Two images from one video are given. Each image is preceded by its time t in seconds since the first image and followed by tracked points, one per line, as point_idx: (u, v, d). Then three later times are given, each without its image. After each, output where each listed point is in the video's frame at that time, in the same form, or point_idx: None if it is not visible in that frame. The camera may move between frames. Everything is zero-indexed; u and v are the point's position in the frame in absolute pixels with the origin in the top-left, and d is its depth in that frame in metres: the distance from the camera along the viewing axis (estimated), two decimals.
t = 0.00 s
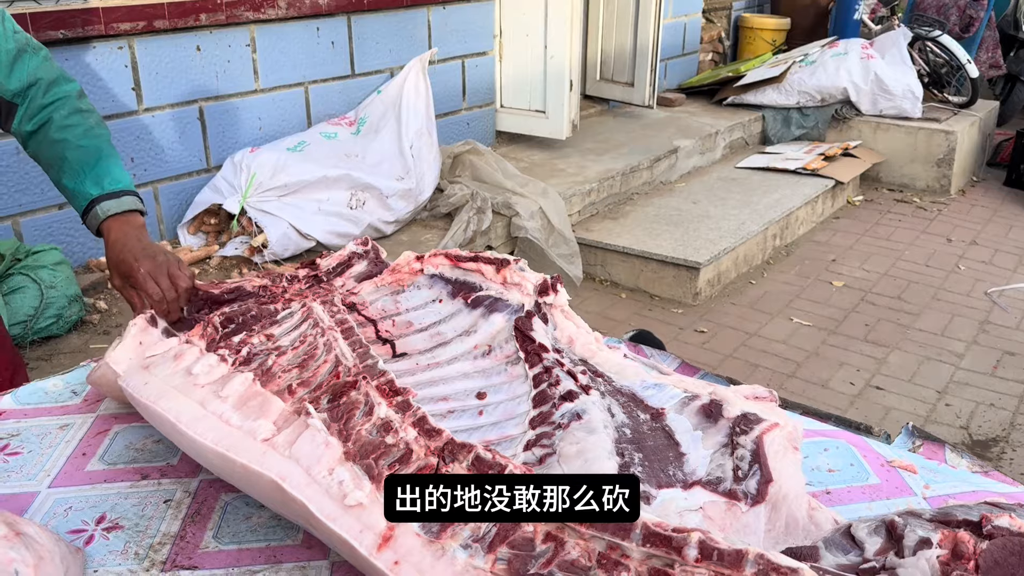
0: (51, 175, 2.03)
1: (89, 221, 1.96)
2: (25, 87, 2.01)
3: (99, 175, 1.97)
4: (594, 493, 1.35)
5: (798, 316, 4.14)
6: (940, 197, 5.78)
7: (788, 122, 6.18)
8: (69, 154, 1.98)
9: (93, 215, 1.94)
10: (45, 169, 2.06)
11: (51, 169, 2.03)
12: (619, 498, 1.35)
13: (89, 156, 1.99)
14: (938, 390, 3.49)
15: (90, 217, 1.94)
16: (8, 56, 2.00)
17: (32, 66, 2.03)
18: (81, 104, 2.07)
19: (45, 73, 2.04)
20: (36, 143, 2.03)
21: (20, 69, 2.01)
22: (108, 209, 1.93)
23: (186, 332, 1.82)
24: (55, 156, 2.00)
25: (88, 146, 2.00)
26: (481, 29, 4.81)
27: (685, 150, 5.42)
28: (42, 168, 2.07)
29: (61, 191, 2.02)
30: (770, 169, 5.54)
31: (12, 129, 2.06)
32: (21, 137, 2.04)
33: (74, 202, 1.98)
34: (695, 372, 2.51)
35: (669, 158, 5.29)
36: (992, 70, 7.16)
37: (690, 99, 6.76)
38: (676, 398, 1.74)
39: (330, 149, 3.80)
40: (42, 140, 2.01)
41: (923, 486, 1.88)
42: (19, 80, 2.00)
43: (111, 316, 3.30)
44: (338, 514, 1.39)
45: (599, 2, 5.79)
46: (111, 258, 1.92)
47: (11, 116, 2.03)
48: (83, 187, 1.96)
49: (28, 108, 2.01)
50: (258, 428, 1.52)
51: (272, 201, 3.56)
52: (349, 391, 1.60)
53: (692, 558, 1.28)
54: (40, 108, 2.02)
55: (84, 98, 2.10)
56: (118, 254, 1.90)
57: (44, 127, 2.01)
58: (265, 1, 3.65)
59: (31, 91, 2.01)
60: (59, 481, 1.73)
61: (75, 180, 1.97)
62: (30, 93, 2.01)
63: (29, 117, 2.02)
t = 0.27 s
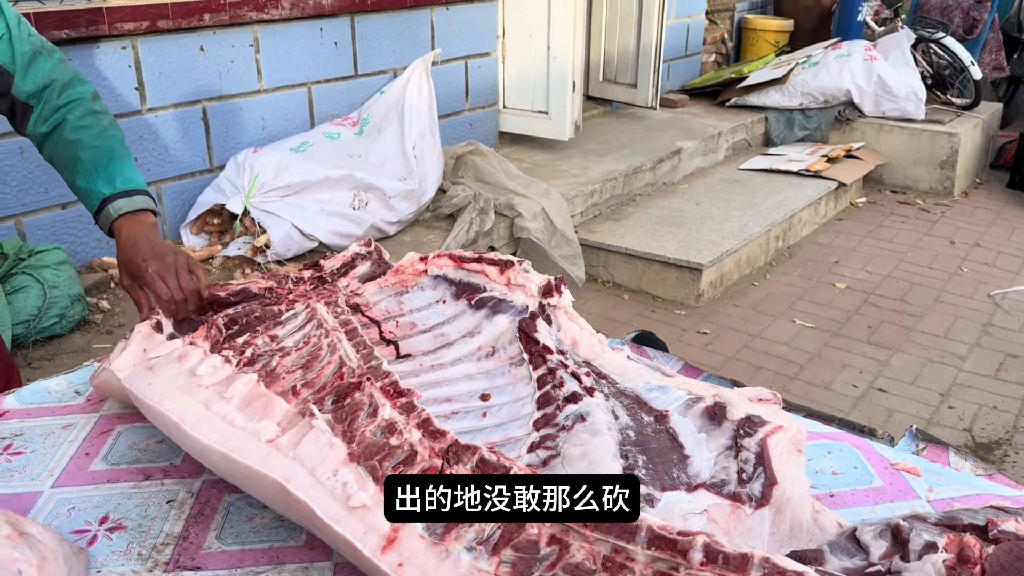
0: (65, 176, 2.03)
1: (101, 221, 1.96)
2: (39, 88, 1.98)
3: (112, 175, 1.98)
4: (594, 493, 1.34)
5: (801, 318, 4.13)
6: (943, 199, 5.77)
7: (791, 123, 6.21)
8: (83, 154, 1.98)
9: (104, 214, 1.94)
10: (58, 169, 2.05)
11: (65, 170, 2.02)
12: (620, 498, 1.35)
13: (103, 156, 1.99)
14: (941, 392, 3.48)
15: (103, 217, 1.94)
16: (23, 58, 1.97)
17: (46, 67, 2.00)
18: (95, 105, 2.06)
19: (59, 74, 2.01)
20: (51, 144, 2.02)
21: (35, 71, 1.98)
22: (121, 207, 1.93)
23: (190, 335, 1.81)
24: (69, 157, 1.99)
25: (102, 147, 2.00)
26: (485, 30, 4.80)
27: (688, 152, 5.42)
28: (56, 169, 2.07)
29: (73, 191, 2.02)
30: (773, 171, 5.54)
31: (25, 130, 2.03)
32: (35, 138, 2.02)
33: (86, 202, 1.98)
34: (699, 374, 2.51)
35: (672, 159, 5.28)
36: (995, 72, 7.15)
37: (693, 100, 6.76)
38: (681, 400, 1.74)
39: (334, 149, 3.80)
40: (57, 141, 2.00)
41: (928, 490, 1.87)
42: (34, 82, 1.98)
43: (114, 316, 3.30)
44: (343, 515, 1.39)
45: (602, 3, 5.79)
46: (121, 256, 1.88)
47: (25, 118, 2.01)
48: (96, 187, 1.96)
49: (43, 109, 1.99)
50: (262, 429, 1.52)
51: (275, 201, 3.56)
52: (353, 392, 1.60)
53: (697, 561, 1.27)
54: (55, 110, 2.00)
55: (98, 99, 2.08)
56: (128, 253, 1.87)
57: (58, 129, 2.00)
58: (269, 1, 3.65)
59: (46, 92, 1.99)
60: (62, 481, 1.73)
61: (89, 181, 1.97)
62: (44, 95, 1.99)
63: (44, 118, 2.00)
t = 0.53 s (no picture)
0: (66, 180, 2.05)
1: (99, 221, 1.99)
2: (53, 94, 2.04)
3: (115, 178, 2.02)
4: (594, 493, 1.35)
5: (803, 320, 4.13)
6: (946, 202, 5.77)
7: (794, 125, 6.22)
8: (88, 158, 2.02)
9: (104, 214, 1.97)
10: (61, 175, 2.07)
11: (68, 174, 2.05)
12: (619, 498, 1.35)
13: (107, 161, 2.03)
14: (944, 395, 3.48)
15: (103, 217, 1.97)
16: (41, 64, 2.04)
17: (61, 76, 2.06)
18: (103, 116, 2.11)
19: (72, 84, 2.08)
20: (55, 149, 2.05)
21: (50, 78, 2.05)
22: (120, 209, 1.97)
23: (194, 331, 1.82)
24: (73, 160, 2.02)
25: (107, 152, 2.04)
26: (487, 31, 4.81)
27: (690, 153, 5.42)
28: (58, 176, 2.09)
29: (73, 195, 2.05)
30: (776, 172, 5.54)
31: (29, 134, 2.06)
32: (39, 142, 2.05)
33: (86, 204, 2.01)
34: (701, 376, 2.51)
35: (674, 161, 5.28)
36: (999, 74, 7.14)
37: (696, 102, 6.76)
38: (682, 401, 1.74)
39: (336, 150, 3.81)
40: (62, 146, 2.03)
41: (930, 492, 1.87)
42: (48, 88, 2.03)
43: (117, 316, 3.31)
44: (344, 516, 1.39)
45: (605, 4, 5.80)
46: (117, 258, 1.93)
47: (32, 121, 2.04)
48: (98, 189, 2.00)
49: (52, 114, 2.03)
50: (263, 429, 1.52)
51: (278, 202, 3.56)
52: (354, 393, 1.60)
53: (697, 562, 1.27)
54: (64, 115, 2.04)
55: (105, 111, 2.13)
56: (126, 253, 1.92)
57: (65, 134, 2.04)
58: (272, 2, 3.66)
59: (58, 99, 2.04)
60: (65, 481, 1.73)
61: (91, 182, 2.00)
62: (56, 102, 2.04)
63: (52, 123, 2.03)
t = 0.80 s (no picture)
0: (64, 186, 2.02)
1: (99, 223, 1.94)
2: (57, 103, 2.04)
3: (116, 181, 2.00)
4: (594, 493, 1.35)
5: (806, 322, 4.13)
6: (949, 204, 5.76)
7: (797, 127, 6.21)
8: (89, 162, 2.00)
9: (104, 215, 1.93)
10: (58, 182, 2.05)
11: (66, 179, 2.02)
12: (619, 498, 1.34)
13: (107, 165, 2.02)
14: (947, 397, 3.48)
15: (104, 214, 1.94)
16: (49, 74, 2.05)
17: (65, 87, 2.07)
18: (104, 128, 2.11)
19: (76, 95, 2.08)
20: (54, 157, 2.03)
21: (55, 88, 2.06)
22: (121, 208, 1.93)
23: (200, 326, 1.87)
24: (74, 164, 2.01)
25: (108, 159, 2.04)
26: (491, 32, 4.81)
27: (694, 155, 5.42)
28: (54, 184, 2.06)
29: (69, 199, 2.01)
30: (779, 174, 5.53)
31: (26, 143, 2.05)
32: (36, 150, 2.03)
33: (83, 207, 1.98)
34: (705, 377, 2.51)
35: (678, 162, 5.28)
36: (1002, 77, 7.14)
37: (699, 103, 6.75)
38: (686, 403, 1.74)
39: (340, 151, 3.81)
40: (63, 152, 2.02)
41: (934, 494, 1.87)
42: (54, 97, 2.04)
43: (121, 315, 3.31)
44: (348, 515, 1.39)
45: (608, 5, 5.80)
46: (116, 254, 1.91)
47: (32, 129, 2.03)
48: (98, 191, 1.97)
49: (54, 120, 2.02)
50: (268, 428, 1.52)
51: (282, 202, 3.57)
52: (358, 392, 1.60)
53: (703, 562, 1.27)
54: (66, 123, 2.04)
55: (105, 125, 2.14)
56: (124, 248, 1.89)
57: (66, 140, 2.03)
58: (276, 3, 3.66)
59: (61, 107, 2.04)
60: (70, 480, 1.74)
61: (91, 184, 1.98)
62: (59, 110, 2.04)
63: (52, 131, 2.03)
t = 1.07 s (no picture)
0: (67, 192, 2.03)
1: (100, 226, 2.00)
2: (67, 113, 2.04)
3: (119, 188, 2.04)
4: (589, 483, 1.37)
5: (810, 324, 4.13)
6: (953, 207, 5.76)
7: (800, 129, 6.18)
8: (94, 170, 2.03)
9: (107, 218, 2.00)
10: (61, 189, 2.05)
11: (70, 186, 2.03)
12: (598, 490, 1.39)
13: (111, 173, 2.05)
14: (951, 401, 3.47)
15: (106, 219, 1.99)
16: (62, 84, 2.04)
17: (77, 97, 2.07)
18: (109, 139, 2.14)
19: (86, 106, 2.09)
20: (58, 165, 2.04)
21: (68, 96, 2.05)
22: (124, 214, 2.01)
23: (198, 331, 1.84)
24: (79, 172, 2.02)
25: (113, 169, 2.07)
26: (495, 34, 4.82)
27: (697, 157, 5.42)
28: (56, 191, 2.07)
29: (70, 205, 2.04)
30: (783, 177, 5.53)
31: (32, 149, 2.05)
32: (42, 158, 2.04)
33: (84, 212, 2.01)
34: (709, 380, 2.52)
35: (681, 165, 5.28)
36: (1006, 80, 7.13)
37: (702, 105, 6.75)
38: (689, 405, 1.74)
39: (344, 153, 3.81)
40: (67, 160, 2.03)
41: (939, 498, 1.87)
42: (65, 106, 2.03)
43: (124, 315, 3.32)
44: (353, 518, 1.39)
45: (612, 8, 5.81)
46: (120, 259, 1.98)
47: (39, 137, 2.03)
48: (100, 197, 2.01)
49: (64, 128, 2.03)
50: (272, 430, 1.52)
51: (286, 203, 3.57)
52: (362, 395, 1.60)
53: (707, 565, 1.25)
54: (74, 134, 2.05)
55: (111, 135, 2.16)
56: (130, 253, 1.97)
57: (72, 149, 2.05)
58: (281, 4, 3.67)
59: (72, 118, 2.05)
60: (75, 480, 1.74)
61: (93, 191, 2.01)
62: (69, 120, 2.04)
63: (60, 140, 2.04)
